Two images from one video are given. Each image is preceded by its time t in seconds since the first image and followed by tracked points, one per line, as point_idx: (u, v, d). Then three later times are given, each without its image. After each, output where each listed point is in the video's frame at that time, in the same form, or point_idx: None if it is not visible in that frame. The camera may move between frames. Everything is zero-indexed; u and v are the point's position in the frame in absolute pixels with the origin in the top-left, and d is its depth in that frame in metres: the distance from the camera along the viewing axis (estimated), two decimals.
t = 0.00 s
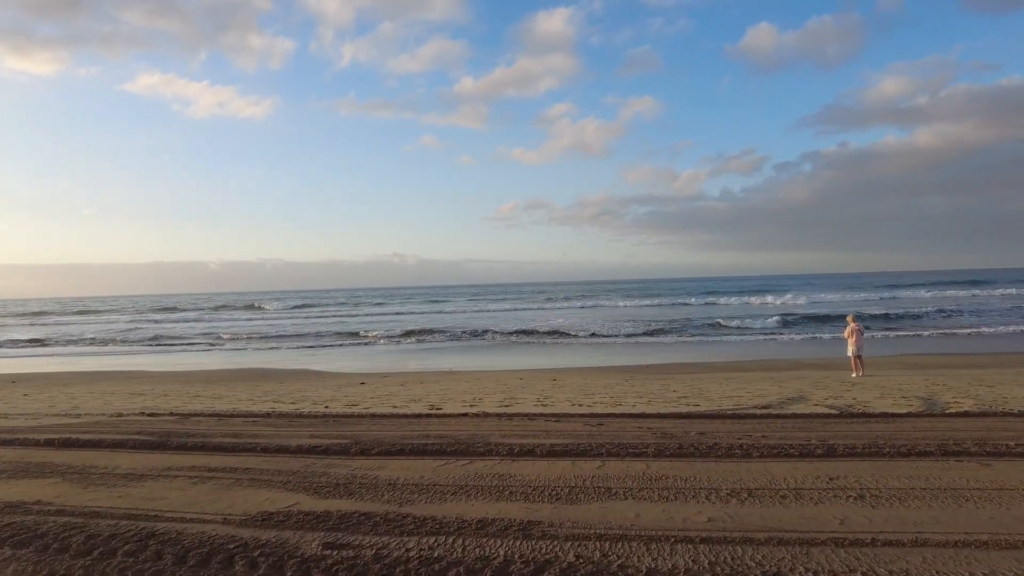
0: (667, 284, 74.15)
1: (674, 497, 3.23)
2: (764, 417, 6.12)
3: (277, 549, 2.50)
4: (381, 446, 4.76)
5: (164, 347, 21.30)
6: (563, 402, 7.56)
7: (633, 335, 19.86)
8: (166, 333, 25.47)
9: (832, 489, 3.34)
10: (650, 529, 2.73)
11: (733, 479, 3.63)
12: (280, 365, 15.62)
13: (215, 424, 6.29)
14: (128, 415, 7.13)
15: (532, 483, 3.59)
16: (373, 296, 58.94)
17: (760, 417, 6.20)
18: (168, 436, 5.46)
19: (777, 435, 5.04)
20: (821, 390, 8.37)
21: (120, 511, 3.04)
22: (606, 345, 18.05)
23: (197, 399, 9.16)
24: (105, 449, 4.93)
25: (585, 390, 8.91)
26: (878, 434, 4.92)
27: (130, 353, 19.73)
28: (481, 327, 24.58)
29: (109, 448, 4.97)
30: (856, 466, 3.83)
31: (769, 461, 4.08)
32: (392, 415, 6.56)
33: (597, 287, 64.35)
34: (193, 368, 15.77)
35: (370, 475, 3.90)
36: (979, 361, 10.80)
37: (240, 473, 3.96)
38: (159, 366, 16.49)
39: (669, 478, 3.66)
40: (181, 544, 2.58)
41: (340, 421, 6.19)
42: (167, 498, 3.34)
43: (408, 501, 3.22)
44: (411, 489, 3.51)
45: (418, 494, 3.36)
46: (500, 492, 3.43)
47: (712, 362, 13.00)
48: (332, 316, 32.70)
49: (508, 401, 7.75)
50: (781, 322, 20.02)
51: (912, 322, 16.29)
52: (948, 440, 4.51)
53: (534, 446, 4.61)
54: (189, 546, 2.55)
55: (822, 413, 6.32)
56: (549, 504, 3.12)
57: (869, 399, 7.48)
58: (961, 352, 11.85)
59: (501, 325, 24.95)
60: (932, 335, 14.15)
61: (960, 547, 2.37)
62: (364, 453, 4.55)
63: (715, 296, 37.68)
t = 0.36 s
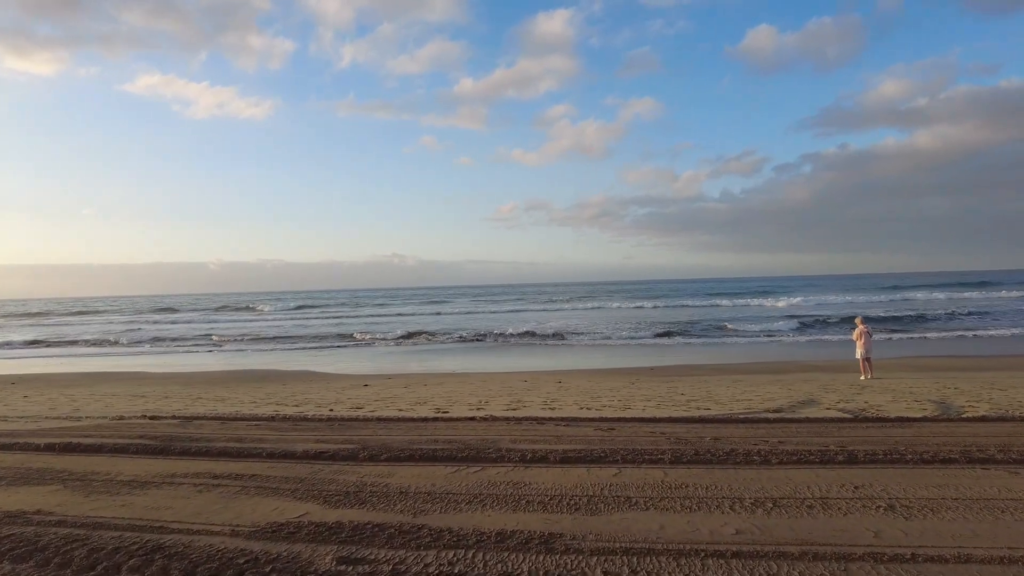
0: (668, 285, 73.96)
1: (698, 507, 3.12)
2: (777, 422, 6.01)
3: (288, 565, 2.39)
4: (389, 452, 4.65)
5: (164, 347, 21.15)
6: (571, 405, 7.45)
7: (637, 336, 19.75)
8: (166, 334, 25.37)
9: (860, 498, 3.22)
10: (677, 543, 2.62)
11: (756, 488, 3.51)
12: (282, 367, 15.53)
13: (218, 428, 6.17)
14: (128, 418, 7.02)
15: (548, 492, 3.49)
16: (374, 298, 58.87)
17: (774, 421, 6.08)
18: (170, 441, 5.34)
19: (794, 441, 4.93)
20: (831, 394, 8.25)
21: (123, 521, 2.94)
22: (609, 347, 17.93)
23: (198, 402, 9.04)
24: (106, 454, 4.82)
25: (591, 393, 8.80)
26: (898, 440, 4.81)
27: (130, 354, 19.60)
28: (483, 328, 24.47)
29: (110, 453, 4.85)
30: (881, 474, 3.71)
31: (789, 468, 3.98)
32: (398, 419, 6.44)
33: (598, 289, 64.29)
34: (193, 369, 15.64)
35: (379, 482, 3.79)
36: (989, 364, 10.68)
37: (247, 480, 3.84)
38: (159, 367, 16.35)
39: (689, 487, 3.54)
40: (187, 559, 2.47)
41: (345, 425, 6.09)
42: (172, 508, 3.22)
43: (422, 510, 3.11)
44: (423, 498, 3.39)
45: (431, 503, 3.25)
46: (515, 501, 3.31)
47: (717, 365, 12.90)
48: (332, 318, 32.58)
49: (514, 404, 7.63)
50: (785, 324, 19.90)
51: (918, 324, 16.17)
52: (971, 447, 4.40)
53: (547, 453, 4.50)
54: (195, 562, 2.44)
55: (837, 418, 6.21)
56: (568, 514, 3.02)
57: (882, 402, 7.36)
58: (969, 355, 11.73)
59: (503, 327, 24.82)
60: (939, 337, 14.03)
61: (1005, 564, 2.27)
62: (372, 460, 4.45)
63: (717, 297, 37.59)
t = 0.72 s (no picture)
0: (670, 285, 73.82)
1: (717, 517, 3.03)
2: (787, 426, 5.92)
3: None
4: (396, 457, 4.57)
5: (164, 348, 21.06)
6: (578, 408, 7.35)
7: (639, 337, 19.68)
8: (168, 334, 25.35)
9: (884, 507, 3.13)
10: (699, 557, 2.53)
11: (774, 496, 3.42)
12: (283, 368, 15.47)
13: (220, 431, 6.06)
14: (130, 421, 6.93)
15: (560, 501, 3.39)
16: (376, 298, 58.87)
17: (784, 424, 5.99)
18: (172, 445, 5.24)
19: (809, 446, 4.83)
20: (839, 396, 8.16)
21: (124, 532, 2.84)
22: (612, 348, 17.87)
23: (200, 404, 8.94)
24: (106, 459, 4.72)
25: (597, 395, 8.71)
26: (914, 445, 4.72)
27: (129, 355, 19.50)
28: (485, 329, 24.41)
29: (111, 458, 4.75)
30: (902, 481, 3.62)
31: (806, 475, 3.88)
32: (403, 422, 6.33)
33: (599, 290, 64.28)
34: (193, 370, 15.54)
35: (388, 490, 3.70)
36: (997, 365, 10.59)
37: (252, 488, 3.75)
38: (160, 368, 16.25)
39: (706, 495, 3.45)
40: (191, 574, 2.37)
41: (349, 429, 5.99)
42: (174, 517, 3.12)
43: (433, 520, 3.02)
44: (433, 507, 3.30)
45: (442, 512, 3.16)
46: (529, 511, 3.23)
47: (721, 366, 12.83)
48: (334, 318, 32.55)
49: (520, 407, 7.54)
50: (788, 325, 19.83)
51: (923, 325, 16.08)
52: (989, 452, 4.31)
53: (557, 458, 4.41)
54: None
55: (849, 421, 6.12)
56: (585, 525, 2.92)
57: (892, 405, 7.27)
58: (977, 356, 11.63)
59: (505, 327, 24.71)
60: (945, 338, 13.95)
61: None
62: (379, 466, 4.36)
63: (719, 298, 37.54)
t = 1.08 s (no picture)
0: (670, 285, 73.78)
1: (735, 524, 2.90)
2: (798, 426, 5.78)
3: None
4: (398, 460, 4.44)
5: (163, 348, 20.93)
6: (582, 409, 7.21)
7: (641, 337, 19.55)
8: (168, 335, 25.26)
9: (909, 512, 2.98)
10: (720, 568, 2.39)
11: (792, 501, 3.29)
12: (283, 368, 15.37)
13: (218, 434, 5.93)
14: (126, 423, 6.80)
15: (570, 507, 3.25)
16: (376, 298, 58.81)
17: (794, 425, 5.86)
18: (168, 448, 5.10)
19: (823, 447, 4.69)
20: (848, 396, 8.03)
21: (113, 543, 2.71)
22: (614, 347, 17.75)
23: (198, 405, 8.81)
24: (99, 463, 4.59)
25: (600, 395, 8.58)
26: (931, 446, 4.59)
27: (128, 356, 19.38)
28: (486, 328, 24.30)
29: (105, 462, 4.61)
30: (924, 484, 3.49)
31: (823, 479, 3.75)
32: (404, 423, 6.19)
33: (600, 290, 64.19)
34: (192, 371, 15.41)
35: (390, 496, 3.57)
36: (1006, 364, 10.44)
37: (249, 493, 3.62)
38: (159, 369, 16.11)
39: (721, 500, 3.32)
40: None
41: (350, 431, 5.86)
42: (167, 525, 3.00)
43: (437, 527, 2.89)
44: (437, 513, 3.17)
45: (448, 519, 3.03)
46: (538, 518, 3.09)
47: (724, 366, 12.71)
48: (334, 318, 32.45)
49: (523, 408, 7.40)
50: (791, 324, 19.69)
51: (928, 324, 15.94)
52: (1010, 454, 4.17)
53: (563, 460, 4.28)
54: None
55: (860, 422, 5.99)
56: (597, 532, 2.79)
57: (903, 405, 7.12)
58: (984, 355, 11.48)
59: (506, 327, 24.56)
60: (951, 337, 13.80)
61: None
62: (380, 470, 4.22)
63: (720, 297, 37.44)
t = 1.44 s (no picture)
0: (669, 284, 73.69)
1: (754, 535, 2.78)
2: (807, 428, 5.67)
3: None
4: (401, 466, 4.33)
5: (161, 348, 20.80)
6: (586, 411, 7.09)
7: (642, 336, 19.45)
8: (166, 334, 25.11)
9: (934, 522, 2.86)
10: None
11: (811, 509, 3.17)
12: (282, 368, 15.25)
13: (216, 437, 5.81)
14: (123, 425, 6.68)
15: (580, 517, 3.14)
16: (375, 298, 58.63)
17: (804, 427, 5.75)
18: (165, 453, 4.99)
19: (835, 451, 4.58)
20: (854, 397, 7.92)
21: (105, 557, 2.60)
22: (615, 347, 17.64)
23: (197, 407, 8.69)
24: (94, 469, 4.47)
25: (604, 396, 8.47)
26: (948, 450, 4.47)
27: (127, 356, 19.26)
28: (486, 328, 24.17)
29: (99, 468, 4.49)
30: (946, 492, 3.37)
31: (839, 485, 3.64)
32: (406, 426, 6.07)
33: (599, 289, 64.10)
34: (191, 371, 15.28)
35: (393, 505, 3.45)
36: (1013, 364, 10.34)
37: (248, 503, 3.51)
38: (157, 369, 15.98)
39: (736, 509, 3.21)
40: None
41: (351, 434, 5.75)
42: (163, 536, 2.88)
43: (443, 539, 2.78)
44: (443, 523, 3.05)
45: (454, 530, 2.92)
46: (548, 529, 2.98)
47: (728, 366, 12.60)
48: (334, 317, 32.32)
49: (526, 409, 7.29)
50: (793, 323, 19.59)
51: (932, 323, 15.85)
52: None
53: (571, 466, 4.17)
54: None
55: (871, 424, 5.88)
56: (610, 545, 2.69)
57: (913, 406, 7.00)
58: (990, 354, 11.39)
59: (507, 326, 24.43)
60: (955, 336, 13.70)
61: None
62: (382, 476, 4.11)
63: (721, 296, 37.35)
